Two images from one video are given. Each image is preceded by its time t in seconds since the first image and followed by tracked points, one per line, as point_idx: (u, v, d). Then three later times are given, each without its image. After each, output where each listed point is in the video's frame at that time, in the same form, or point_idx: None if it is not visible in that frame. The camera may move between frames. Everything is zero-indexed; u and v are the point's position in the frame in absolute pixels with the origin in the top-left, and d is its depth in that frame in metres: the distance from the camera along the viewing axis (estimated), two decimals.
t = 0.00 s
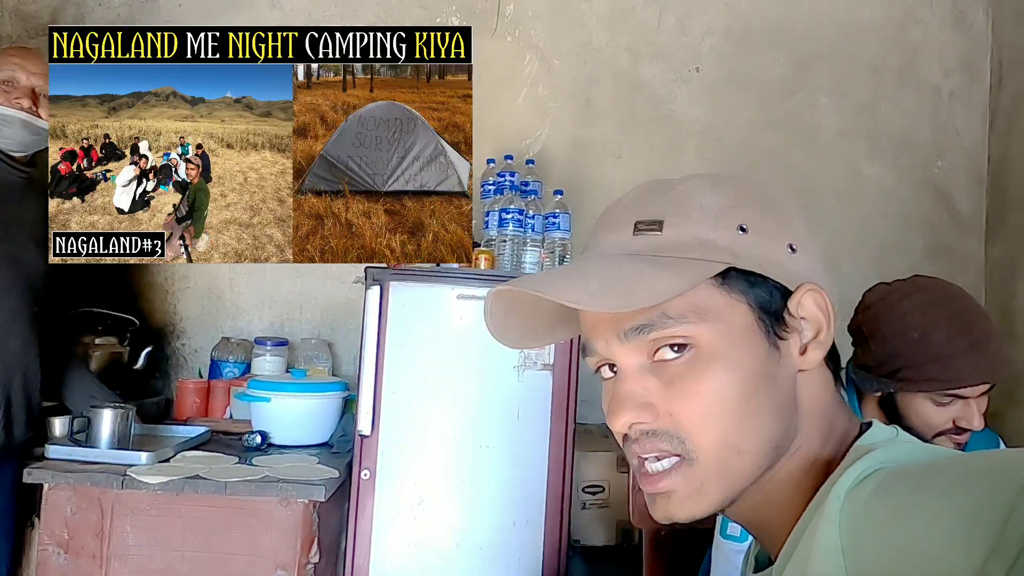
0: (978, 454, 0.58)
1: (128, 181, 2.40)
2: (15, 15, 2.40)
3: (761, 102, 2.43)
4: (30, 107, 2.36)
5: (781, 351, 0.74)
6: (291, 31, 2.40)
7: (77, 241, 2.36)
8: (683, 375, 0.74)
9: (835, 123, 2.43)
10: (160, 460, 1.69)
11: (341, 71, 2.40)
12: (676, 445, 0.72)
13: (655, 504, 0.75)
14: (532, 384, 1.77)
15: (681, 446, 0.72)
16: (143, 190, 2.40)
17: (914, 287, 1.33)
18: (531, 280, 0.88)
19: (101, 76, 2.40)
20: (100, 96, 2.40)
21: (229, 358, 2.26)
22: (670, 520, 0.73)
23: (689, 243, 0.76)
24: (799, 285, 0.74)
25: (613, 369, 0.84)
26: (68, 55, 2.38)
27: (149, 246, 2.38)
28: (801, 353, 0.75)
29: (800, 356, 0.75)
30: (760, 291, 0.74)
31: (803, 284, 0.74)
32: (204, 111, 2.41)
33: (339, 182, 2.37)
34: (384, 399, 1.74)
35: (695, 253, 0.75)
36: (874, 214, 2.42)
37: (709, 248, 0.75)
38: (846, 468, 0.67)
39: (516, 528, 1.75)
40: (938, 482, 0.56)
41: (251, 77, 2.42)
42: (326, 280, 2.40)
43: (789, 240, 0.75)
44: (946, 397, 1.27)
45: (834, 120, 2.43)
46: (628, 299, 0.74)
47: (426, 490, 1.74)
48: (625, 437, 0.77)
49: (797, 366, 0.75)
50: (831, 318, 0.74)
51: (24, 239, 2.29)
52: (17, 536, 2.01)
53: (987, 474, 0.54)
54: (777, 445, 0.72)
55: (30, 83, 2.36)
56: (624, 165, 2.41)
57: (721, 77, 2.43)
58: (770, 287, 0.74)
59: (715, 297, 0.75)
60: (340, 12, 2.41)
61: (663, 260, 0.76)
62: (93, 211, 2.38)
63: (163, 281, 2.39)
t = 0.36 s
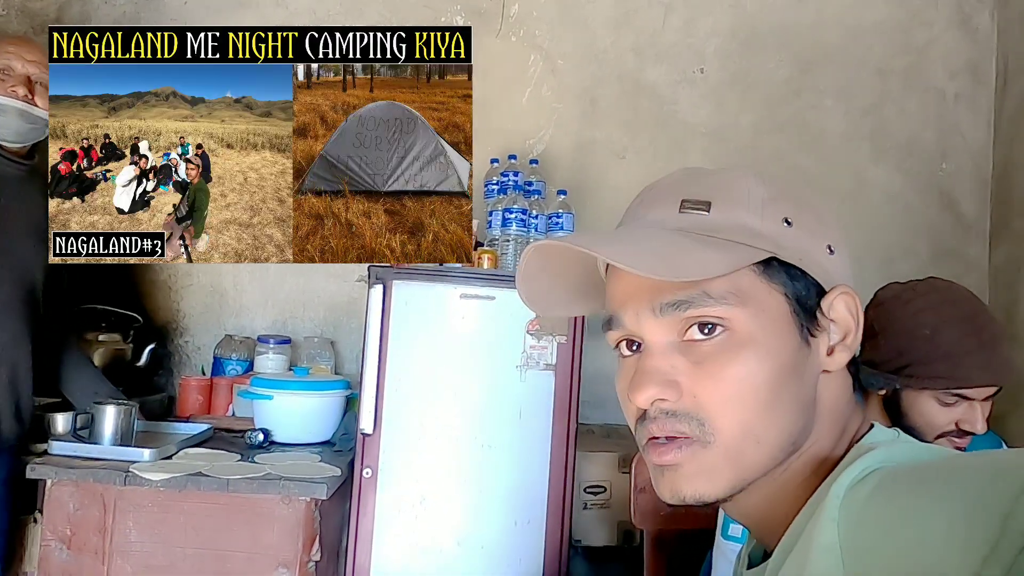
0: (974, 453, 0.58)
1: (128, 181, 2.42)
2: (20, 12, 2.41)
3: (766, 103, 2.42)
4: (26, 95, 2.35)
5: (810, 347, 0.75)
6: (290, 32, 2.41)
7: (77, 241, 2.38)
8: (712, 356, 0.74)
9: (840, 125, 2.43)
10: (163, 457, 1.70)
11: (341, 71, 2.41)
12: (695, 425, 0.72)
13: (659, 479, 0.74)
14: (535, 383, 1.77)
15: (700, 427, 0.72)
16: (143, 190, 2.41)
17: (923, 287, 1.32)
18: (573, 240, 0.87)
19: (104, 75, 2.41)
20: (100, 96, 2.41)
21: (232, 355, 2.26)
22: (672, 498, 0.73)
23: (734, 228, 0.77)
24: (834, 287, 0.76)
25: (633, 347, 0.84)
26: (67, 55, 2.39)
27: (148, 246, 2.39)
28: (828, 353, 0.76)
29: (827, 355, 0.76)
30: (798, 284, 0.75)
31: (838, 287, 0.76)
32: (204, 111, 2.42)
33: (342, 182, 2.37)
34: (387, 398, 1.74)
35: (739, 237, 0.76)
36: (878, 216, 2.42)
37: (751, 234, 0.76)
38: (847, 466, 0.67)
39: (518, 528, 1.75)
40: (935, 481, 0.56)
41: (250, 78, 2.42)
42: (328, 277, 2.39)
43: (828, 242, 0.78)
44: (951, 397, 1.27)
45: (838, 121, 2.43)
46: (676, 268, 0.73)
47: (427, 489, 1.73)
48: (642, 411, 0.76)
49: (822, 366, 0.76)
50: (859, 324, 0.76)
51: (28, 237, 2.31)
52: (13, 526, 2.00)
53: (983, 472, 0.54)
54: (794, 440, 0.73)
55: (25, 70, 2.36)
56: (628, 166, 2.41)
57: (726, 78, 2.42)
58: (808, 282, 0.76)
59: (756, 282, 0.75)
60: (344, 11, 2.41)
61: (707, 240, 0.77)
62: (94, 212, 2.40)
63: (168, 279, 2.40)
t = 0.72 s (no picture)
0: (988, 454, 0.56)
1: (128, 181, 2.40)
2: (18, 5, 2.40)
3: (767, 100, 2.42)
4: (17, 89, 2.30)
5: (829, 345, 0.74)
6: (290, 32, 2.40)
7: (77, 241, 2.37)
8: (725, 343, 0.74)
9: (842, 122, 2.43)
10: (161, 453, 1.70)
11: (341, 71, 2.39)
12: (696, 411, 0.73)
13: (663, 456, 0.76)
14: (534, 380, 1.77)
15: (701, 412, 0.72)
16: (143, 190, 2.40)
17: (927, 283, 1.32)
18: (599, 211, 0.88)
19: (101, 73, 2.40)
20: (99, 96, 2.40)
21: (231, 351, 2.25)
22: (671, 474, 0.74)
23: (767, 216, 0.76)
24: (866, 288, 0.75)
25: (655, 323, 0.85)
26: (67, 56, 2.37)
27: (148, 246, 2.39)
28: (847, 354, 0.75)
29: (846, 357, 0.75)
30: (824, 282, 0.74)
31: (870, 288, 0.75)
32: (204, 111, 2.41)
33: (343, 181, 2.35)
34: (386, 393, 1.74)
35: (768, 227, 0.75)
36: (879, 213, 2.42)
37: (783, 225, 0.75)
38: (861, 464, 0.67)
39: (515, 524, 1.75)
40: (945, 484, 0.55)
41: (251, 77, 2.41)
42: (330, 274, 2.42)
43: (867, 241, 0.75)
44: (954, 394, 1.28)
45: (839, 118, 2.43)
46: (694, 254, 0.74)
47: (426, 487, 1.73)
48: (652, 387, 0.78)
49: (840, 367, 0.75)
50: (886, 328, 0.75)
51: (26, 233, 2.30)
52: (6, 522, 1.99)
53: (993, 477, 0.53)
54: (797, 436, 0.73)
55: (15, 62, 2.30)
56: (629, 162, 2.41)
57: (727, 75, 2.42)
58: (837, 281, 0.74)
59: (775, 275, 0.75)
60: (344, 6, 2.40)
61: (733, 226, 0.76)
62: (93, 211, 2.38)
63: (167, 274, 2.41)
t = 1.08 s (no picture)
0: (996, 455, 0.56)
1: (128, 181, 2.40)
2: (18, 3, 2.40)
3: (766, 99, 2.42)
4: None
5: (838, 345, 0.74)
6: (290, 32, 2.39)
7: (77, 241, 2.37)
8: (735, 347, 0.74)
9: (842, 121, 2.43)
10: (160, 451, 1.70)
11: (341, 71, 2.39)
12: (709, 413, 0.73)
13: (672, 458, 0.77)
14: (534, 378, 1.77)
15: (713, 414, 0.73)
16: (143, 190, 2.40)
17: (929, 281, 1.31)
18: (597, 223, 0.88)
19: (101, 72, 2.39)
20: (100, 96, 2.39)
21: (229, 349, 2.25)
22: (681, 478, 0.75)
23: (772, 218, 0.76)
24: (874, 286, 0.74)
25: (661, 324, 0.85)
26: (67, 56, 2.37)
27: (148, 246, 2.38)
28: (857, 352, 0.75)
29: (856, 355, 0.75)
30: (832, 281, 0.74)
31: (878, 286, 0.75)
32: (204, 112, 2.41)
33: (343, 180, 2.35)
34: (386, 388, 1.74)
35: (774, 229, 0.75)
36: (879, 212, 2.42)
37: (790, 226, 0.75)
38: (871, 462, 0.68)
39: (514, 522, 1.75)
40: (952, 483, 0.55)
41: (251, 77, 2.41)
42: (329, 273, 2.43)
43: (874, 237, 0.75)
44: (955, 395, 1.27)
45: (839, 117, 2.42)
46: (702, 261, 0.74)
47: (425, 486, 1.73)
48: (661, 392, 0.78)
49: (850, 365, 0.75)
50: (894, 325, 0.75)
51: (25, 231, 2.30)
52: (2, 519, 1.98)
53: (1002, 478, 0.53)
54: (808, 436, 0.73)
55: None
56: (628, 161, 2.41)
57: (726, 73, 2.41)
58: (844, 280, 0.74)
59: (784, 277, 0.74)
60: (343, 4, 2.40)
61: (739, 230, 0.76)
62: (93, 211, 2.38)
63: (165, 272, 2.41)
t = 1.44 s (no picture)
0: (997, 454, 0.56)
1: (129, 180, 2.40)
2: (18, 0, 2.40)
3: (766, 96, 2.41)
4: None
5: (841, 347, 0.74)
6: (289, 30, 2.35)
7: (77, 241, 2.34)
8: (739, 351, 0.74)
9: (843, 117, 2.42)
10: (162, 449, 1.70)
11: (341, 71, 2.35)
12: (712, 416, 0.73)
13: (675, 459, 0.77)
14: (534, 376, 1.77)
15: (717, 418, 0.73)
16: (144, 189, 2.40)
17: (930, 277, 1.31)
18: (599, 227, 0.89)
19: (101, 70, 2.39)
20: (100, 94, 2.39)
21: (230, 347, 2.26)
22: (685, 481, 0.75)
23: (775, 222, 0.75)
24: (878, 287, 0.74)
25: (663, 325, 0.86)
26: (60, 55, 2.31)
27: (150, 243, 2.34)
28: (860, 353, 0.75)
29: (859, 356, 0.75)
30: (836, 282, 0.74)
31: (882, 286, 0.74)
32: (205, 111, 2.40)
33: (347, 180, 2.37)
34: (386, 386, 1.74)
35: (776, 231, 0.75)
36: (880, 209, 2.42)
37: (793, 230, 0.74)
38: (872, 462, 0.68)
39: (516, 520, 1.75)
40: (951, 484, 0.55)
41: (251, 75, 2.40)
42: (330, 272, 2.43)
43: (877, 237, 0.74)
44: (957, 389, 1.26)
45: (840, 114, 2.42)
46: (702, 269, 0.75)
47: (427, 484, 1.73)
48: (664, 396, 0.78)
49: (853, 365, 0.75)
50: (898, 325, 0.74)
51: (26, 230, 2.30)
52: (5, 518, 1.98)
53: (1001, 478, 0.53)
54: (811, 438, 0.73)
55: None
56: (629, 158, 2.40)
57: (727, 70, 2.41)
58: (847, 281, 0.74)
59: (787, 280, 0.75)
60: (343, 3, 2.39)
61: (742, 234, 0.76)
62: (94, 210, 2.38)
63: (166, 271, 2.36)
